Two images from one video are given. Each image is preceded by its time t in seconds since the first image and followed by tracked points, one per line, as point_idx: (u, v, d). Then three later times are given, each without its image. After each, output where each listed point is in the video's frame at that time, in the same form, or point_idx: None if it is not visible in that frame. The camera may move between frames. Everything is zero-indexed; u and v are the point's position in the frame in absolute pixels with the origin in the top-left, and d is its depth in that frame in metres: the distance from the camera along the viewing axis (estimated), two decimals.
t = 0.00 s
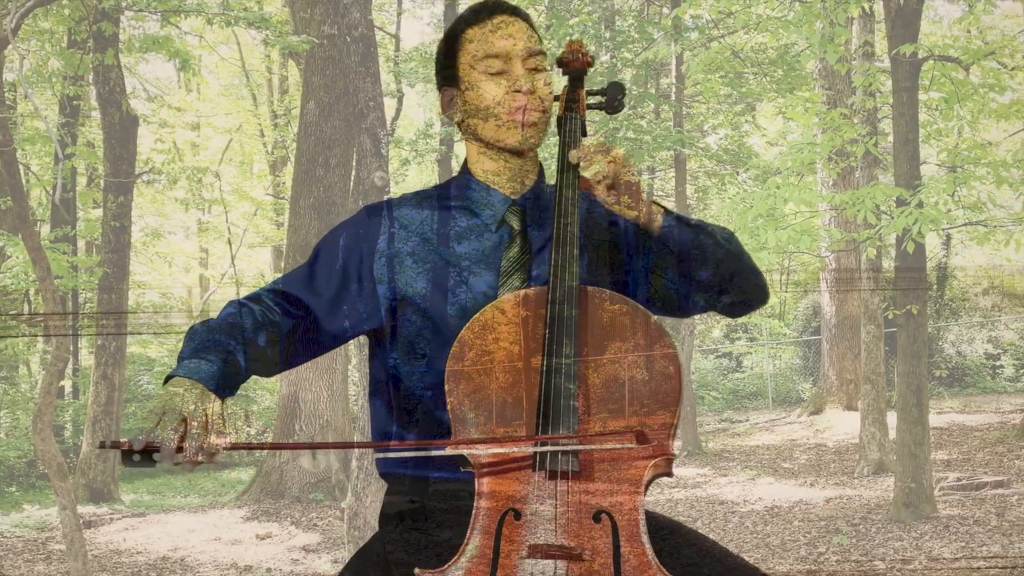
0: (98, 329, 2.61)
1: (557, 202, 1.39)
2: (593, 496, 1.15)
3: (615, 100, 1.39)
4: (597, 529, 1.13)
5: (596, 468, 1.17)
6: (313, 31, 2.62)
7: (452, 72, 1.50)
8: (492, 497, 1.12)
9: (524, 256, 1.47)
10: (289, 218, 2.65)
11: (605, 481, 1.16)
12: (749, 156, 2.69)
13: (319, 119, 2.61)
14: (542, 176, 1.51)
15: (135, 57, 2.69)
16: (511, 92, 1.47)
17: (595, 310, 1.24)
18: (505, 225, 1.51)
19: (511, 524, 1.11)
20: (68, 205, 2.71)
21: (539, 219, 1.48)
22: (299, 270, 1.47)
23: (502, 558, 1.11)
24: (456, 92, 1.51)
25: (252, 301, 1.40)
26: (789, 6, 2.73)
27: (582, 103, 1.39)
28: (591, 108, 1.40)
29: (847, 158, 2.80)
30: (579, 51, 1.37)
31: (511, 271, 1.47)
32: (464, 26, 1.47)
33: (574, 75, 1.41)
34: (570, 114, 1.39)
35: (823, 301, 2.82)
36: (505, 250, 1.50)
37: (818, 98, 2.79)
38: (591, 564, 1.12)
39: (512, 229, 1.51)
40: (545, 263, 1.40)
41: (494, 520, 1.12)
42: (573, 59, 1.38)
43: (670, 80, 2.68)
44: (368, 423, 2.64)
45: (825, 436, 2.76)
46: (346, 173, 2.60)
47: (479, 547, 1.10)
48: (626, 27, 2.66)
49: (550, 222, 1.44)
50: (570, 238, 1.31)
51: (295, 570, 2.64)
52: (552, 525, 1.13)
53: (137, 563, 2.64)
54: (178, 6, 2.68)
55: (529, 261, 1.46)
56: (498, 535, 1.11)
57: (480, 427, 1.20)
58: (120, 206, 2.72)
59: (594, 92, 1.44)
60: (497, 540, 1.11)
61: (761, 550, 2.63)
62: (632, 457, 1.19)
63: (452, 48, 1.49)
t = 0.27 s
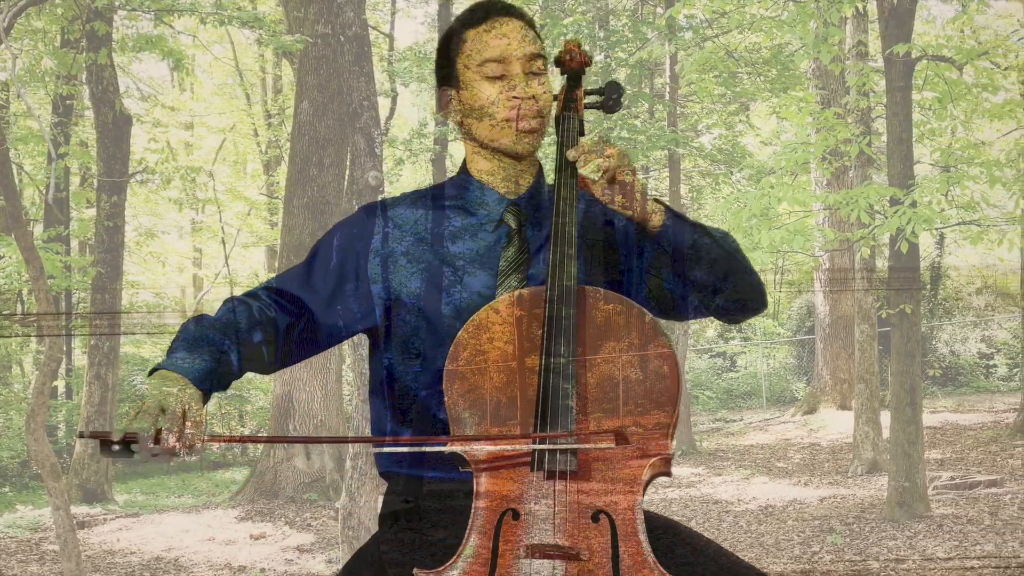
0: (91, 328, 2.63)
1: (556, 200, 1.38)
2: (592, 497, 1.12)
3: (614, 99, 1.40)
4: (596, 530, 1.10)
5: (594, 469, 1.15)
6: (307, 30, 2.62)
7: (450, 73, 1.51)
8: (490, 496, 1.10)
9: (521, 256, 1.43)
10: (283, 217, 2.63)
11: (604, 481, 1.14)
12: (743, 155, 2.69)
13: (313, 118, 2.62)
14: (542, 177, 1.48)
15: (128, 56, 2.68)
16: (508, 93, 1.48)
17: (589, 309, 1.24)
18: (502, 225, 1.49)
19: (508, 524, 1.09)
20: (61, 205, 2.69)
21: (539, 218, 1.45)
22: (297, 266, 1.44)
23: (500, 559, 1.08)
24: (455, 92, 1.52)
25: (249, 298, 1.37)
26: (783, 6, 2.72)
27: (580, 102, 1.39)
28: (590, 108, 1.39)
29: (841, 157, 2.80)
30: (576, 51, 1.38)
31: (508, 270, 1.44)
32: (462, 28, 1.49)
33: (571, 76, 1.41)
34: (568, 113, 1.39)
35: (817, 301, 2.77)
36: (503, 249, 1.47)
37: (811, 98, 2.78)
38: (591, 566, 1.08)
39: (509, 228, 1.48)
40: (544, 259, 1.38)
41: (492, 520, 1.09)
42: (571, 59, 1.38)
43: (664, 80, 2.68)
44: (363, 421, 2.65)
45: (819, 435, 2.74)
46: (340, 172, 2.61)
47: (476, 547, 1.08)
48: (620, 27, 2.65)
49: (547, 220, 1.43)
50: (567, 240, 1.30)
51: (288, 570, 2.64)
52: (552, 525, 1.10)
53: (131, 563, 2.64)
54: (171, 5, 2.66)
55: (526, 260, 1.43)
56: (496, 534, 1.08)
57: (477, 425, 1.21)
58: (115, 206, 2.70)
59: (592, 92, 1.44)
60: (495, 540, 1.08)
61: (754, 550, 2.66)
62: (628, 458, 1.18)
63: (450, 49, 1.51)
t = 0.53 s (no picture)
0: (83, 329, 2.63)
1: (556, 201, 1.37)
2: (591, 497, 1.12)
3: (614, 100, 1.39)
4: (594, 529, 1.10)
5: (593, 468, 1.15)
6: (300, 30, 2.62)
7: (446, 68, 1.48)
8: (490, 497, 1.11)
9: (522, 254, 1.42)
10: (275, 217, 2.65)
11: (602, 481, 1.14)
12: (735, 155, 2.70)
13: (306, 118, 2.63)
14: (541, 175, 1.49)
15: (120, 55, 2.67)
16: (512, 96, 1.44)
17: (583, 307, 1.25)
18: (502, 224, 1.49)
19: (508, 524, 1.09)
20: (52, 204, 2.66)
21: (538, 217, 1.46)
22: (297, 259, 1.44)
23: (498, 560, 1.07)
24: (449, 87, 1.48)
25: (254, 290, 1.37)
26: (776, 5, 2.72)
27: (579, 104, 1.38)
28: (589, 107, 1.39)
29: (833, 157, 2.80)
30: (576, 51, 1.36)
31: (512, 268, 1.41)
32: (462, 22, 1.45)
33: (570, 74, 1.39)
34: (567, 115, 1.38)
35: (809, 299, 2.81)
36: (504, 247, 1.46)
37: (804, 97, 2.78)
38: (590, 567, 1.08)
39: (510, 227, 1.47)
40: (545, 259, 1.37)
41: (491, 520, 1.09)
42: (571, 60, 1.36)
43: (656, 79, 2.70)
44: (356, 421, 2.63)
45: (812, 434, 2.76)
46: (333, 172, 2.63)
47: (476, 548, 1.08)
48: (613, 27, 2.67)
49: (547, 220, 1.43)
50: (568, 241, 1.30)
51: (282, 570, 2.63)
52: (550, 526, 1.10)
53: (123, 564, 2.62)
54: (163, 4, 2.65)
55: (528, 258, 1.42)
56: (495, 534, 1.08)
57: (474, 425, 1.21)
58: (106, 205, 2.69)
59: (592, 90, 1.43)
60: (494, 541, 1.08)
61: (747, 548, 2.65)
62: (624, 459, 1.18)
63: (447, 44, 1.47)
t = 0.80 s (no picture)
0: (77, 328, 2.61)
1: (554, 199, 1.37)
2: (591, 497, 1.13)
3: (612, 95, 1.40)
4: (594, 528, 1.10)
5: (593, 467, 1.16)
6: (294, 29, 2.62)
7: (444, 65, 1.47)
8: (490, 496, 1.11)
9: (521, 253, 1.41)
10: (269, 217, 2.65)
11: (602, 480, 1.14)
12: (729, 154, 2.72)
13: (300, 117, 2.63)
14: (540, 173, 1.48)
15: (113, 55, 2.67)
16: (516, 96, 1.44)
17: (578, 306, 1.25)
18: (501, 220, 1.47)
19: (507, 523, 1.09)
20: (46, 204, 2.67)
21: (537, 215, 1.44)
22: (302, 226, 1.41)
23: (498, 559, 1.07)
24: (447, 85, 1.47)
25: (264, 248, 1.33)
26: (770, 5, 2.74)
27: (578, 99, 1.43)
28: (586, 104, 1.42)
29: (827, 157, 2.80)
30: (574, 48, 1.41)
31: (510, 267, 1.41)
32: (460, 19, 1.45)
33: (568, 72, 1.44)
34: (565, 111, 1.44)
35: (804, 299, 2.80)
36: (503, 245, 1.45)
37: (798, 97, 2.78)
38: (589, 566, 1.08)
39: (509, 224, 1.46)
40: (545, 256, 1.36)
41: (490, 520, 1.09)
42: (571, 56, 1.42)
43: (651, 79, 2.70)
44: (351, 421, 2.61)
45: (806, 434, 2.77)
46: (327, 172, 2.62)
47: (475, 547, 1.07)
48: (607, 27, 2.67)
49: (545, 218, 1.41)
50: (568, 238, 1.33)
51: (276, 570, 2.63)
52: (550, 524, 1.10)
53: (117, 564, 2.61)
54: (157, 3, 2.66)
55: (527, 256, 1.41)
56: (495, 533, 1.08)
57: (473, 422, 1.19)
58: (100, 204, 2.69)
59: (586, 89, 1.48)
60: (494, 540, 1.08)
61: (741, 548, 2.65)
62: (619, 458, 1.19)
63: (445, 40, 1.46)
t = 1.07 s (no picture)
0: (71, 328, 2.61)
1: (553, 200, 1.38)
2: (591, 496, 1.13)
3: (610, 97, 1.39)
4: (592, 528, 1.11)
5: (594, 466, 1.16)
6: (288, 28, 2.62)
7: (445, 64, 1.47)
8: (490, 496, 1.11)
9: (520, 253, 1.41)
10: (264, 216, 2.65)
11: (603, 479, 1.15)
12: (724, 154, 2.71)
13: (295, 117, 2.62)
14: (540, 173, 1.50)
15: (107, 54, 2.66)
16: (512, 99, 1.42)
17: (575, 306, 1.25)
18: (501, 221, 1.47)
19: (506, 523, 1.09)
20: (39, 204, 2.65)
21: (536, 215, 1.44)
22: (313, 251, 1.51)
23: (496, 558, 1.08)
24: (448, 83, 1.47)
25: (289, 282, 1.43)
26: (764, 5, 2.74)
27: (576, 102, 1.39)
28: (585, 105, 1.39)
29: (821, 156, 2.80)
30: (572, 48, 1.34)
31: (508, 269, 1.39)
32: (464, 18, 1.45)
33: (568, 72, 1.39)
34: (564, 112, 1.40)
35: (797, 298, 2.82)
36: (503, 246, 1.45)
37: (791, 97, 2.79)
38: (588, 566, 1.09)
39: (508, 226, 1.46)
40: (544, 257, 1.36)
41: (489, 520, 1.10)
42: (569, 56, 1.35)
43: (646, 77, 2.72)
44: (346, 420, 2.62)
45: (800, 433, 2.76)
46: (322, 170, 2.62)
47: (475, 547, 1.09)
48: (602, 25, 2.69)
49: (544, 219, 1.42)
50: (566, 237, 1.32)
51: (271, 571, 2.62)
52: (549, 524, 1.10)
53: (111, 565, 2.60)
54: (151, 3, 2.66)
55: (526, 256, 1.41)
56: (494, 533, 1.09)
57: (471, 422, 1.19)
58: (94, 204, 2.68)
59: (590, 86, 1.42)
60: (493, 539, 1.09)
61: (736, 547, 2.65)
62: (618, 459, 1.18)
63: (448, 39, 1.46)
